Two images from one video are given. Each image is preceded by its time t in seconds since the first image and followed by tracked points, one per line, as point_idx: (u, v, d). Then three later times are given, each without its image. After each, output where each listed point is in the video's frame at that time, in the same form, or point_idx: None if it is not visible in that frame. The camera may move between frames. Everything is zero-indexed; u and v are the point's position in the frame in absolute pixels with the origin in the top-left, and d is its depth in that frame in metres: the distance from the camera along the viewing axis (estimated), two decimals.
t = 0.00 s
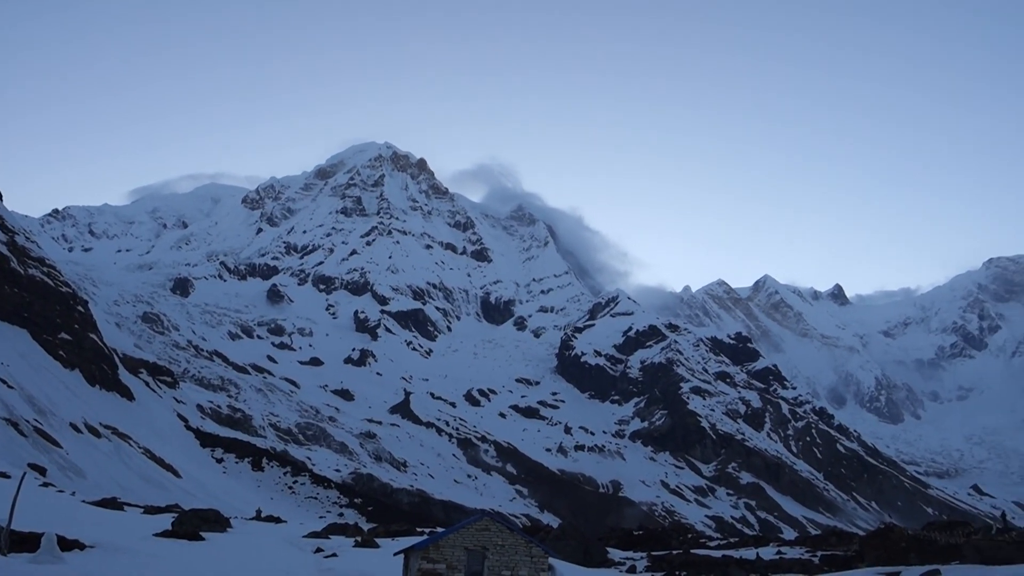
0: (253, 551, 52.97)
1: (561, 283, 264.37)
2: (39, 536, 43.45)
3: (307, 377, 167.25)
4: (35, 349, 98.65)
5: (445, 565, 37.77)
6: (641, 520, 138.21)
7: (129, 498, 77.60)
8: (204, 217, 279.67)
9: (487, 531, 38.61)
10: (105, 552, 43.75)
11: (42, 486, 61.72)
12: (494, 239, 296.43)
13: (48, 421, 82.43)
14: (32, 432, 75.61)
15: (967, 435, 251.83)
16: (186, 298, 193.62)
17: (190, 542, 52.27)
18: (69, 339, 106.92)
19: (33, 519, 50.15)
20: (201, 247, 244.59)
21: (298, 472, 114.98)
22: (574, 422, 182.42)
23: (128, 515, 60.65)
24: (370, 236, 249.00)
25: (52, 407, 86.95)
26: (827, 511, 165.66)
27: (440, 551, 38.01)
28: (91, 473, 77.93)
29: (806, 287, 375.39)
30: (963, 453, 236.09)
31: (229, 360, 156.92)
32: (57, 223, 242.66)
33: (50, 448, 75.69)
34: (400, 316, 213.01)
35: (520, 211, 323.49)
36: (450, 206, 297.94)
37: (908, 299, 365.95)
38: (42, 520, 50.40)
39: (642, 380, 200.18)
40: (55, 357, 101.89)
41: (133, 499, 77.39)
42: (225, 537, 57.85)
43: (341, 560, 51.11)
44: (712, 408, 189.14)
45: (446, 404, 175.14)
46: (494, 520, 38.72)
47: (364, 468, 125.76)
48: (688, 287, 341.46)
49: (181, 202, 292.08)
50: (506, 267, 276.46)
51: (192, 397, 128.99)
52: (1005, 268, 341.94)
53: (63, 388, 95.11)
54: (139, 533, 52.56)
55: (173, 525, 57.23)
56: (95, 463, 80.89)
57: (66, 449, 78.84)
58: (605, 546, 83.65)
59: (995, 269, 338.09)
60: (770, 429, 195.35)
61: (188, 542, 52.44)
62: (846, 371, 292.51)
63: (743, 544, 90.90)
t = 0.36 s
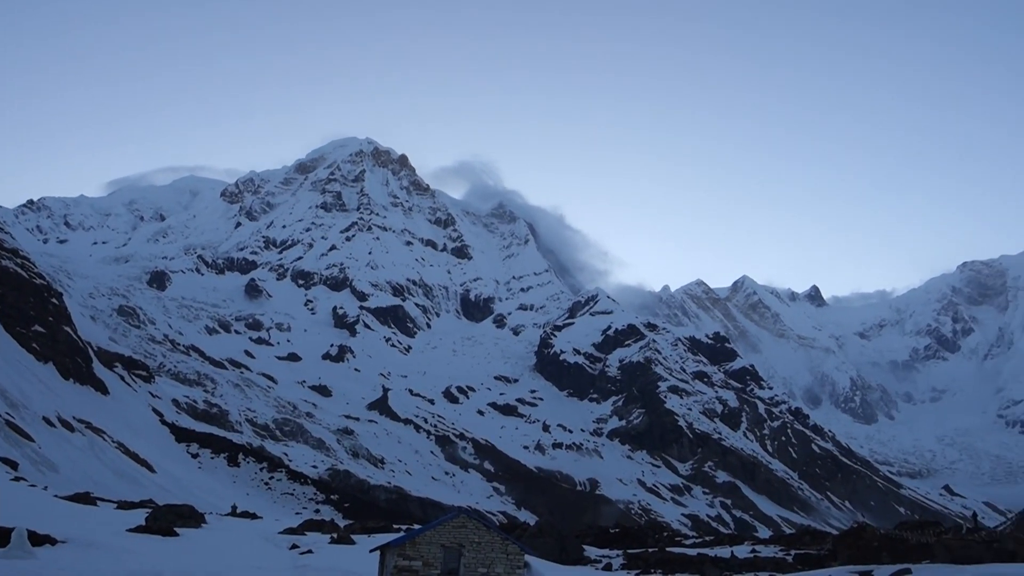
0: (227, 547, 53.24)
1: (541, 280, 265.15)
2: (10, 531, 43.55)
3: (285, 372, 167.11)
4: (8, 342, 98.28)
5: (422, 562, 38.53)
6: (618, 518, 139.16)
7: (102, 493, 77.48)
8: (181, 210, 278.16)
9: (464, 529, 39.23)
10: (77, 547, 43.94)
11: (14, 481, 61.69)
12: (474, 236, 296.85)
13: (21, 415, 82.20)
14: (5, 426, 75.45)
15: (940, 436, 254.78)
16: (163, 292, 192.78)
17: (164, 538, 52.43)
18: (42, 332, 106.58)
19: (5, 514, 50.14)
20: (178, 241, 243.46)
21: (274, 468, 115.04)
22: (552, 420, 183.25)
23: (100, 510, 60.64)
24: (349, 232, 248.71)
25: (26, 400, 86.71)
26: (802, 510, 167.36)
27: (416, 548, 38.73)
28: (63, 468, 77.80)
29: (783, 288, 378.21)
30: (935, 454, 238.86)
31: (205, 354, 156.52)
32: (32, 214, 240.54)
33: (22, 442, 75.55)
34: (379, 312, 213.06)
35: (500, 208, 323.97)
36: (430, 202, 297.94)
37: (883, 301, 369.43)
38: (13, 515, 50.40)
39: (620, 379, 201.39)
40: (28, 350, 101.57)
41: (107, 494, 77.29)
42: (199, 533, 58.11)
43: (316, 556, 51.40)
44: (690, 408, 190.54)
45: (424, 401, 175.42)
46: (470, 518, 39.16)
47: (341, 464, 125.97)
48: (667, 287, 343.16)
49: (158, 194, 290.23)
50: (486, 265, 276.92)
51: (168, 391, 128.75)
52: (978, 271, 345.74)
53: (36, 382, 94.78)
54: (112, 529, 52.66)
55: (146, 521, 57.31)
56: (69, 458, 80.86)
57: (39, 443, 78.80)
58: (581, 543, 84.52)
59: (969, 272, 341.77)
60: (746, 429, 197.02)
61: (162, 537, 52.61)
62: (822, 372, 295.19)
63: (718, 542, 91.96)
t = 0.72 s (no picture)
0: (198, 544, 53.24)
1: (518, 279, 265.53)
2: None
3: (259, 368, 166.54)
4: None
5: (394, 560, 39.40)
6: (591, 517, 139.78)
7: (71, 488, 77.06)
8: (155, 203, 276.14)
9: (438, 526, 40.27)
10: (43, 544, 43.88)
11: None
12: (452, 234, 296.80)
13: None
14: None
15: (910, 436, 257.49)
16: (135, 286, 191.44)
17: (134, 534, 52.42)
18: (11, 325, 105.83)
19: None
20: (152, 234, 241.73)
21: (248, 464, 114.73)
22: (527, 419, 183.71)
23: (68, 507, 60.34)
24: (326, 227, 248.05)
25: None
26: (773, 510, 168.68)
27: (389, 546, 39.60)
28: (32, 463, 77.42)
29: (758, 289, 380.89)
30: (905, 455, 241.40)
31: (178, 349, 155.74)
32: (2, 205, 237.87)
33: None
34: (355, 309, 212.62)
35: (478, 206, 324.06)
36: (408, 198, 297.62)
37: (856, 303, 372.88)
38: None
39: (596, 378, 202.27)
40: None
41: (75, 490, 76.89)
42: (169, 530, 58.03)
43: (288, 554, 51.45)
44: (664, 407, 191.64)
45: (400, 398, 175.31)
46: (444, 515, 40.36)
47: (315, 461, 125.76)
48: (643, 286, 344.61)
49: (132, 187, 288.00)
50: (464, 262, 276.94)
51: (139, 386, 128.05)
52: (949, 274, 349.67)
53: (5, 376, 94.21)
54: (80, 526, 52.56)
55: (115, 518, 57.24)
56: (37, 454, 80.38)
57: (6, 439, 78.38)
58: (554, 541, 85.02)
59: (940, 275, 346.00)
60: (720, 428, 198.48)
61: (132, 534, 52.61)
62: (795, 372, 297.62)
63: (691, 541, 92.58)
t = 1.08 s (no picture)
0: (166, 542, 53.23)
1: (492, 276, 266.03)
2: None
3: (230, 364, 165.90)
4: None
5: (365, 557, 40.03)
6: (562, 514, 140.55)
7: (37, 484, 76.73)
8: (126, 196, 273.93)
9: (409, 523, 40.96)
10: (5, 540, 43.89)
11: None
12: (427, 231, 296.67)
13: None
14: None
15: (877, 436, 260.59)
16: (105, 279, 189.99)
17: (100, 531, 52.47)
18: None
19: None
20: (122, 227, 239.88)
21: (217, 460, 114.46)
22: (500, 416, 184.25)
23: (34, 503, 60.22)
24: (300, 222, 247.17)
25: None
26: (743, 508, 170.24)
27: (360, 542, 40.26)
28: None
29: (731, 290, 383.93)
30: (872, 454, 244.33)
31: (147, 344, 154.84)
32: None
33: None
34: (328, 305, 212.18)
35: (453, 203, 324.20)
36: (383, 194, 297.26)
37: (826, 305, 376.74)
38: None
39: (569, 376, 203.33)
40: None
41: (42, 486, 76.55)
42: (137, 526, 57.90)
43: (257, 551, 51.76)
44: (636, 406, 192.89)
45: (372, 396, 175.20)
46: (415, 513, 41.06)
47: (286, 458, 125.53)
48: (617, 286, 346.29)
49: (102, 179, 285.37)
50: (438, 260, 277.01)
51: (108, 380, 127.33)
52: (917, 276, 354.21)
53: None
54: (46, 522, 52.56)
55: (81, 514, 57.19)
56: (3, 449, 79.96)
57: None
58: (525, 539, 85.61)
59: (908, 278, 350.72)
60: (691, 427, 200.21)
61: (98, 530, 52.65)
62: (766, 373, 300.33)
63: (661, 539, 93.60)
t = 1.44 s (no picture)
0: (126, 538, 53.37)
1: (461, 273, 266.39)
2: None
3: (194, 358, 164.97)
4: None
5: (329, 554, 40.58)
6: (528, 511, 141.32)
7: None
8: (89, 187, 270.96)
9: (374, 520, 41.75)
10: None
11: None
12: (396, 226, 296.21)
13: None
14: None
15: (838, 435, 264.15)
16: (66, 271, 188.00)
17: (58, 527, 52.37)
18: None
19: None
20: (85, 218, 237.36)
21: (180, 456, 114.06)
22: (467, 413, 184.91)
23: None
24: (267, 216, 245.88)
25: None
26: (707, 505, 172.04)
27: (324, 539, 40.85)
28: None
29: (697, 289, 387.17)
30: (834, 453, 247.75)
31: (109, 338, 153.58)
32: None
33: None
34: (295, 300, 211.44)
35: (423, 199, 324.02)
36: (352, 189, 296.48)
37: (791, 304, 381.05)
38: None
39: (537, 373, 204.52)
40: None
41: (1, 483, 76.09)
42: (95, 522, 57.90)
43: (220, 547, 51.96)
44: (603, 403, 194.34)
45: (339, 392, 175.04)
46: (382, 509, 41.87)
47: (250, 454, 125.28)
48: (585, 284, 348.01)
49: (64, 169, 282.00)
50: (407, 256, 277.00)
51: (68, 374, 126.30)
52: (880, 277, 359.40)
53: None
54: (4, 518, 52.39)
55: (40, 510, 57.02)
56: None
57: None
58: (492, 535, 86.20)
59: (871, 279, 356.06)
60: (657, 425, 202.20)
61: (56, 526, 52.55)
62: (731, 372, 303.38)
63: (626, 535, 94.70)
